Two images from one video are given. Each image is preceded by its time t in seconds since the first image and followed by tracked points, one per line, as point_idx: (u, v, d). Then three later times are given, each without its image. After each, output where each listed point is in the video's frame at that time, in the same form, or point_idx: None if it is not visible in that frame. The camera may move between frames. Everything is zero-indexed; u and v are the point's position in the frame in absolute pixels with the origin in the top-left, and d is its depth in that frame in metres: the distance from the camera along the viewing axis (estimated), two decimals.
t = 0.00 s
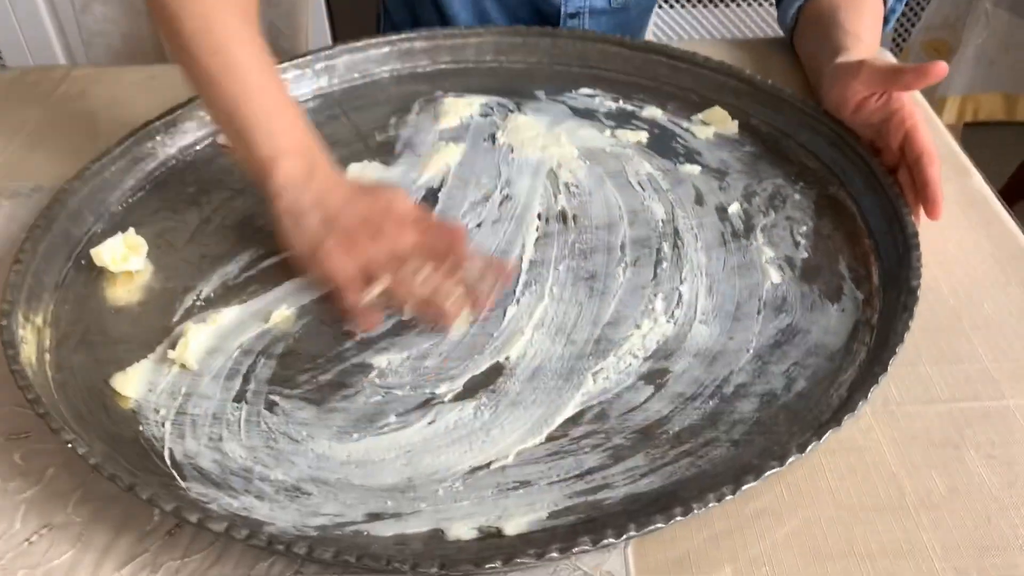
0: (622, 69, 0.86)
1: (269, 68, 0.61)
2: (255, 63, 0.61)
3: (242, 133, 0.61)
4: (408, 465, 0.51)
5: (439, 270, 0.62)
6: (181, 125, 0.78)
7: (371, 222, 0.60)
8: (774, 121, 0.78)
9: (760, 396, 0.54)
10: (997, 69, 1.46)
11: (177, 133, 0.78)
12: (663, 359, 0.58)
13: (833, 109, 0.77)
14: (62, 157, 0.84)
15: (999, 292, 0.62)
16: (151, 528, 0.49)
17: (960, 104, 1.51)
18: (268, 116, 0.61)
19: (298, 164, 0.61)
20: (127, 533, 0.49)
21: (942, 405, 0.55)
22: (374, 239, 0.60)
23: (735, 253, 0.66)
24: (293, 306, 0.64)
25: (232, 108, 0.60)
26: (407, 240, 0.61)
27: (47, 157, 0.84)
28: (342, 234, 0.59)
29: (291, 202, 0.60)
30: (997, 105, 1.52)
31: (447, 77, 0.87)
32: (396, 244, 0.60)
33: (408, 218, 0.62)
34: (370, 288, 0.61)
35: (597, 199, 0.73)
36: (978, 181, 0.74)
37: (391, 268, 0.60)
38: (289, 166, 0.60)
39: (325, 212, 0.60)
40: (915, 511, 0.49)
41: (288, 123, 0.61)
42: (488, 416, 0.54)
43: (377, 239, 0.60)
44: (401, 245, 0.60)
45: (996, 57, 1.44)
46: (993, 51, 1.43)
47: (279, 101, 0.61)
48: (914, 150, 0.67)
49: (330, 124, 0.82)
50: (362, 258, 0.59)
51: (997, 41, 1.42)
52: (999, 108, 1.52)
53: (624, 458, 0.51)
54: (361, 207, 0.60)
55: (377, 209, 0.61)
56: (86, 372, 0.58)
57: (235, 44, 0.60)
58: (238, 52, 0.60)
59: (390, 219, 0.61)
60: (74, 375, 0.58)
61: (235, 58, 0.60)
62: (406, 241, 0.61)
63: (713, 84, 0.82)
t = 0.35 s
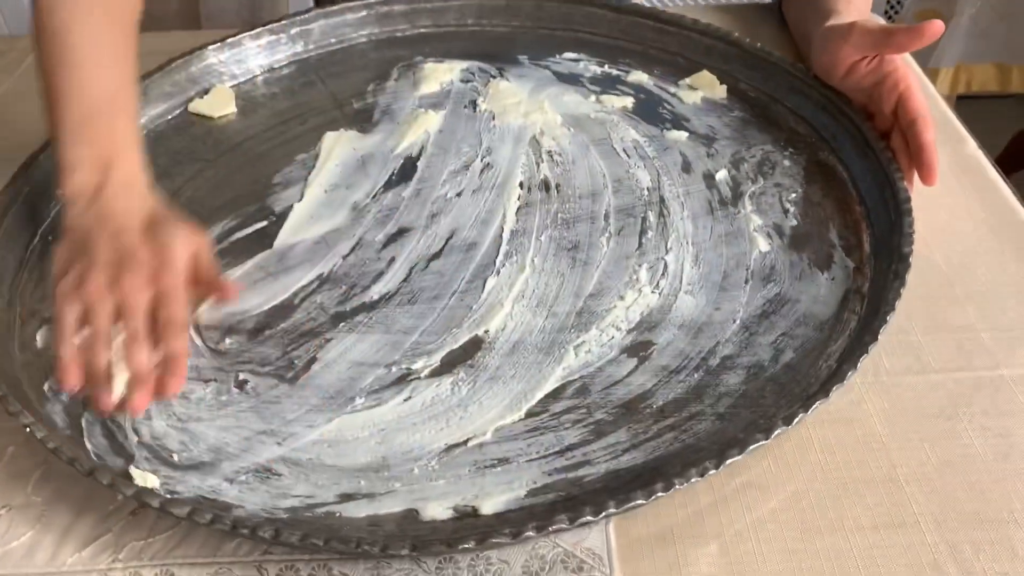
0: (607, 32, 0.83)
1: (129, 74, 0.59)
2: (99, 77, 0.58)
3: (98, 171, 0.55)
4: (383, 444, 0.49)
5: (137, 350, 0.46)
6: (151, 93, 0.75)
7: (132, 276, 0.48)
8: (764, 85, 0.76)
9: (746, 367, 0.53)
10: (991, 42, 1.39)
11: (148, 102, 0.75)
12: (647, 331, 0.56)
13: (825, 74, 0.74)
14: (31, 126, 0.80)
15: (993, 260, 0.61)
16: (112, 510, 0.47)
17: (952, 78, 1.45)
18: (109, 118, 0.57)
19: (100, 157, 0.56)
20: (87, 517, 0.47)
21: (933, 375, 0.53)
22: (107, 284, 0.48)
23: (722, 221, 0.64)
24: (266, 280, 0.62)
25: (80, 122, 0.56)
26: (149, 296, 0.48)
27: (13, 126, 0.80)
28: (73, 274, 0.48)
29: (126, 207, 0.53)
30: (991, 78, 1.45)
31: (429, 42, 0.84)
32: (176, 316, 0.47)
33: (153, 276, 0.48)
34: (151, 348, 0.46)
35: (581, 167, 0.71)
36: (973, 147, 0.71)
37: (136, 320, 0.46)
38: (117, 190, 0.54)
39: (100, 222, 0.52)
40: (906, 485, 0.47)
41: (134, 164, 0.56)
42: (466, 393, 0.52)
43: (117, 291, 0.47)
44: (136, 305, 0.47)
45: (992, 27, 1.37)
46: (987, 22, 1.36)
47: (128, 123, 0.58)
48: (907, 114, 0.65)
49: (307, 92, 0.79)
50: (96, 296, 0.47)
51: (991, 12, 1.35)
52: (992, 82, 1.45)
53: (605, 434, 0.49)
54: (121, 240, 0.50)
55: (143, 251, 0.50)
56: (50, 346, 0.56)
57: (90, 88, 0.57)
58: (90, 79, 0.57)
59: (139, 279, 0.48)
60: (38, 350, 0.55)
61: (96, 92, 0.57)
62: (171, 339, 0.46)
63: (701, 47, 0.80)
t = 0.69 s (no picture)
0: (589, 54, 0.84)
1: None
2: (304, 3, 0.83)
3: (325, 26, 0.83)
4: (364, 457, 0.49)
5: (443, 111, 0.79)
6: (133, 106, 0.75)
7: (388, 79, 0.81)
8: (746, 106, 0.77)
9: (729, 383, 0.53)
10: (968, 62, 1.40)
11: (130, 113, 0.75)
12: (630, 346, 0.56)
13: (808, 92, 0.76)
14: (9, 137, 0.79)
15: (970, 280, 0.62)
16: (90, 527, 0.46)
17: (930, 95, 1.46)
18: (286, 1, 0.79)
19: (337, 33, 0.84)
20: (67, 529, 0.46)
21: (913, 395, 0.54)
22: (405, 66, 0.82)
23: (705, 239, 0.65)
24: (246, 294, 0.61)
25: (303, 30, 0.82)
26: (410, 82, 0.82)
27: None
28: (368, 74, 0.81)
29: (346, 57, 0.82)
30: (969, 96, 1.46)
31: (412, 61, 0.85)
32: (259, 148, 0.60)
33: (433, 57, 0.83)
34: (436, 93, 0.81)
35: (565, 183, 0.71)
36: (951, 168, 0.73)
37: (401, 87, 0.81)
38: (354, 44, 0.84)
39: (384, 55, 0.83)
40: (888, 503, 0.48)
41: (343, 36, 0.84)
42: (450, 407, 0.52)
43: (392, 85, 0.81)
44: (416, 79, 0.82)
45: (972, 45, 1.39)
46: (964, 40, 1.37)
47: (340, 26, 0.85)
48: (890, 131, 0.66)
49: (290, 107, 0.79)
50: (401, 83, 0.81)
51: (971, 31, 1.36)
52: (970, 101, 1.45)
53: (588, 449, 0.49)
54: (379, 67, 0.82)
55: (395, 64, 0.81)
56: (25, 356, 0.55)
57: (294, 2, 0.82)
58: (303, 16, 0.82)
59: (399, 83, 0.81)
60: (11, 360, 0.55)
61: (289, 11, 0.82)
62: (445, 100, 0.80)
63: (684, 69, 0.81)
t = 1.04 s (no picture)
0: (591, 75, 0.85)
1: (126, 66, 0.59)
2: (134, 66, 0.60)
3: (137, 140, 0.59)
4: (378, 475, 0.49)
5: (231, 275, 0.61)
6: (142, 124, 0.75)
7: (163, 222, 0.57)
8: (748, 131, 0.78)
9: (738, 405, 0.54)
10: (957, 90, 1.39)
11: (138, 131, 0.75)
12: (640, 367, 0.57)
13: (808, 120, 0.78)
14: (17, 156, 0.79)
15: (970, 304, 0.63)
16: (105, 542, 0.47)
17: (920, 121, 1.45)
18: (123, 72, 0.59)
19: (130, 137, 0.59)
20: (79, 547, 0.47)
21: (918, 416, 0.55)
22: (195, 224, 0.58)
23: (710, 262, 0.66)
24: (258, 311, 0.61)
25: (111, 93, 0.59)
26: (190, 237, 0.58)
27: None
28: (144, 218, 0.57)
29: (131, 180, 0.58)
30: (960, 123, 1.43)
31: (419, 80, 0.85)
32: (194, 244, 0.58)
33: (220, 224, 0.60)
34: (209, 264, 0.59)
35: (571, 205, 0.72)
36: (949, 194, 0.75)
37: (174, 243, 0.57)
38: (150, 158, 0.59)
39: (176, 209, 0.58)
40: (895, 522, 0.49)
41: (151, 142, 0.60)
42: (462, 426, 0.52)
43: (155, 232, 0.57)
44: (198, 240, 0.58)
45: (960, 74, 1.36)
46: (954, 68, 1.36)
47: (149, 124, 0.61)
48: (890, 159, 0.68)
49: (297, 125, 0.80)
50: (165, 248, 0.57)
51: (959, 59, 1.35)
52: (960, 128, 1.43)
53: (601, 469, 0.50)
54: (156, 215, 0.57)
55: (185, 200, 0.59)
56: (40, 372, 0.55)
57: (114, 68, 0.59)
58: (116, 66, 0.59)
59: (171, 242, 0.57)
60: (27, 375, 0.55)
61: (106, 70, 0.59)
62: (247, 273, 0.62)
63: (687, 94, 0.82)
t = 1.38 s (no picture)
0: (596, 75, 0.86)
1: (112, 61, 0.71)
2: (116, 83, 0.71)
3: (94, 124, 0.68)
4: (384, 468, 0.50)
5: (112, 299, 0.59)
6: (150, 119, 0.75)
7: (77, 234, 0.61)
8: (754, 134, 0.79)
9: (742, 403, 0.54)
10: (958, 101, 1.39)
11: (146, 127, 0.75)
12: (644, 365, 0.57)
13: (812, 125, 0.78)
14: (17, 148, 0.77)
15: (972, 305, 0.63)
16: (111, 530, 0.48)
17: (920, 131, 1.45)
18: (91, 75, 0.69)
19: (85, 124, 0.68)
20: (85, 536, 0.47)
21: (921, 416, 0.55)
22: (111, 216, 0.63)
23: (715, 262, 0.66)
24: (264, 305, 0.62)
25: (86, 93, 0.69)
26: (85, 246, 0.61)
27: None
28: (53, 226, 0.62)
29: (100, 157, 0.67)
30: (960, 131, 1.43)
31: (425, 79, 0.86)
32: (123, 272, 0.60)
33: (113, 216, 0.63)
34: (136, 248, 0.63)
35: (576, 204, 0.73)
36: (953, 198, 0.75)
37: (54, 271, 0.59)
38: (110, 142, 0.68)
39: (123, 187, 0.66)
40: (898, 519, 0.49)
41: (116, 134, 0.68)
42: (468, 421, 0.53)
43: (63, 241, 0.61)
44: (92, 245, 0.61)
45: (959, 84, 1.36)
46: (955, 79, 1.36)
47: (122, 125, 0.69)
48: (895, 165, 0.68)
49: (304, 122, 0.80)
50: (89, 233, 0.62)
51: (959, 68, 1.35)
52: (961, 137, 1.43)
53: (605, 465, 0.50)
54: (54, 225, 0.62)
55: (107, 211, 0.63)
56: (50, 363, 0.55)
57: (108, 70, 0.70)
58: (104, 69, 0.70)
59: (92, 233, 0.62)
60: (36, 367, 0.55)
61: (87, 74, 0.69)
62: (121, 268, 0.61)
63: (693, 96, 0.82)
